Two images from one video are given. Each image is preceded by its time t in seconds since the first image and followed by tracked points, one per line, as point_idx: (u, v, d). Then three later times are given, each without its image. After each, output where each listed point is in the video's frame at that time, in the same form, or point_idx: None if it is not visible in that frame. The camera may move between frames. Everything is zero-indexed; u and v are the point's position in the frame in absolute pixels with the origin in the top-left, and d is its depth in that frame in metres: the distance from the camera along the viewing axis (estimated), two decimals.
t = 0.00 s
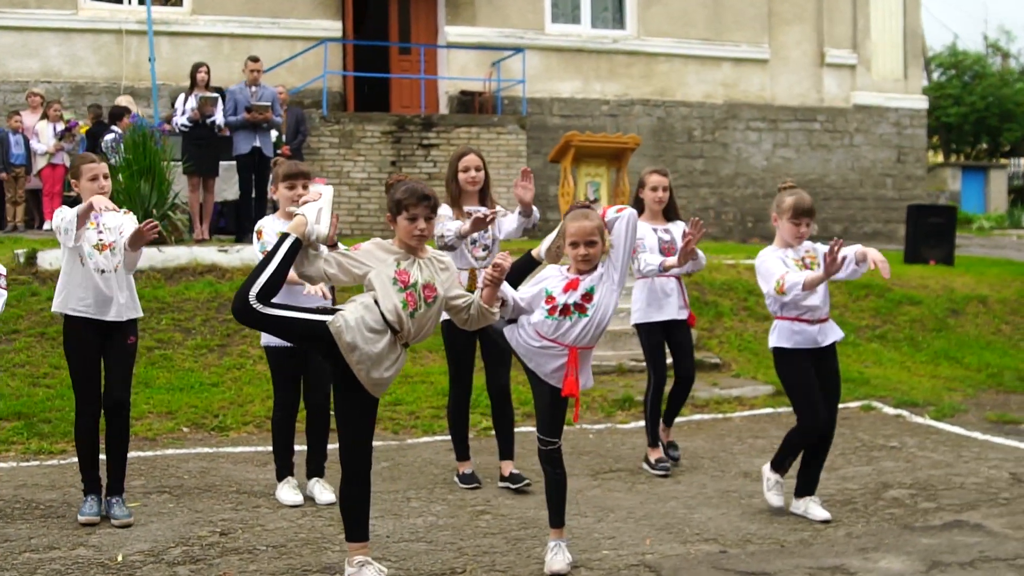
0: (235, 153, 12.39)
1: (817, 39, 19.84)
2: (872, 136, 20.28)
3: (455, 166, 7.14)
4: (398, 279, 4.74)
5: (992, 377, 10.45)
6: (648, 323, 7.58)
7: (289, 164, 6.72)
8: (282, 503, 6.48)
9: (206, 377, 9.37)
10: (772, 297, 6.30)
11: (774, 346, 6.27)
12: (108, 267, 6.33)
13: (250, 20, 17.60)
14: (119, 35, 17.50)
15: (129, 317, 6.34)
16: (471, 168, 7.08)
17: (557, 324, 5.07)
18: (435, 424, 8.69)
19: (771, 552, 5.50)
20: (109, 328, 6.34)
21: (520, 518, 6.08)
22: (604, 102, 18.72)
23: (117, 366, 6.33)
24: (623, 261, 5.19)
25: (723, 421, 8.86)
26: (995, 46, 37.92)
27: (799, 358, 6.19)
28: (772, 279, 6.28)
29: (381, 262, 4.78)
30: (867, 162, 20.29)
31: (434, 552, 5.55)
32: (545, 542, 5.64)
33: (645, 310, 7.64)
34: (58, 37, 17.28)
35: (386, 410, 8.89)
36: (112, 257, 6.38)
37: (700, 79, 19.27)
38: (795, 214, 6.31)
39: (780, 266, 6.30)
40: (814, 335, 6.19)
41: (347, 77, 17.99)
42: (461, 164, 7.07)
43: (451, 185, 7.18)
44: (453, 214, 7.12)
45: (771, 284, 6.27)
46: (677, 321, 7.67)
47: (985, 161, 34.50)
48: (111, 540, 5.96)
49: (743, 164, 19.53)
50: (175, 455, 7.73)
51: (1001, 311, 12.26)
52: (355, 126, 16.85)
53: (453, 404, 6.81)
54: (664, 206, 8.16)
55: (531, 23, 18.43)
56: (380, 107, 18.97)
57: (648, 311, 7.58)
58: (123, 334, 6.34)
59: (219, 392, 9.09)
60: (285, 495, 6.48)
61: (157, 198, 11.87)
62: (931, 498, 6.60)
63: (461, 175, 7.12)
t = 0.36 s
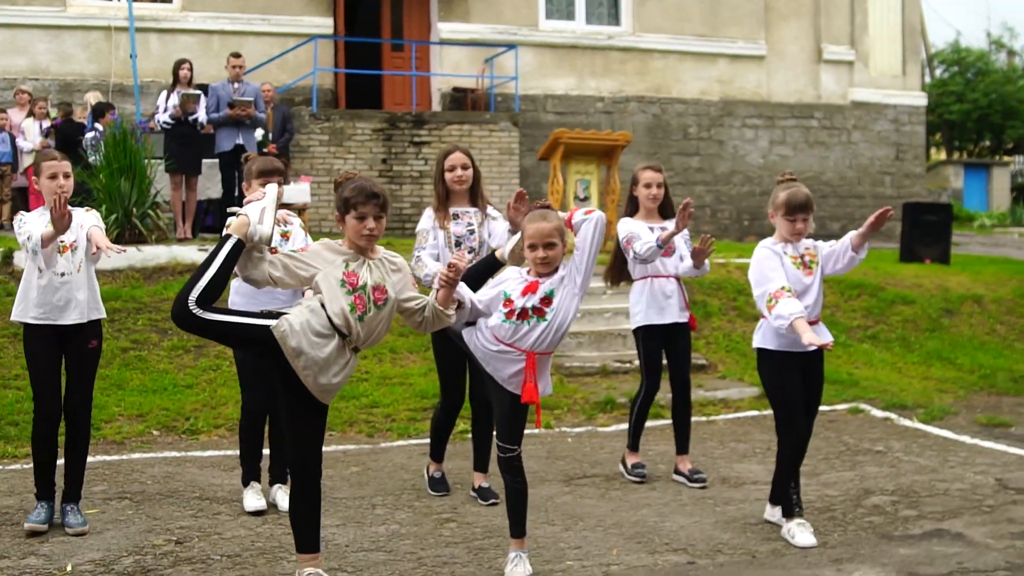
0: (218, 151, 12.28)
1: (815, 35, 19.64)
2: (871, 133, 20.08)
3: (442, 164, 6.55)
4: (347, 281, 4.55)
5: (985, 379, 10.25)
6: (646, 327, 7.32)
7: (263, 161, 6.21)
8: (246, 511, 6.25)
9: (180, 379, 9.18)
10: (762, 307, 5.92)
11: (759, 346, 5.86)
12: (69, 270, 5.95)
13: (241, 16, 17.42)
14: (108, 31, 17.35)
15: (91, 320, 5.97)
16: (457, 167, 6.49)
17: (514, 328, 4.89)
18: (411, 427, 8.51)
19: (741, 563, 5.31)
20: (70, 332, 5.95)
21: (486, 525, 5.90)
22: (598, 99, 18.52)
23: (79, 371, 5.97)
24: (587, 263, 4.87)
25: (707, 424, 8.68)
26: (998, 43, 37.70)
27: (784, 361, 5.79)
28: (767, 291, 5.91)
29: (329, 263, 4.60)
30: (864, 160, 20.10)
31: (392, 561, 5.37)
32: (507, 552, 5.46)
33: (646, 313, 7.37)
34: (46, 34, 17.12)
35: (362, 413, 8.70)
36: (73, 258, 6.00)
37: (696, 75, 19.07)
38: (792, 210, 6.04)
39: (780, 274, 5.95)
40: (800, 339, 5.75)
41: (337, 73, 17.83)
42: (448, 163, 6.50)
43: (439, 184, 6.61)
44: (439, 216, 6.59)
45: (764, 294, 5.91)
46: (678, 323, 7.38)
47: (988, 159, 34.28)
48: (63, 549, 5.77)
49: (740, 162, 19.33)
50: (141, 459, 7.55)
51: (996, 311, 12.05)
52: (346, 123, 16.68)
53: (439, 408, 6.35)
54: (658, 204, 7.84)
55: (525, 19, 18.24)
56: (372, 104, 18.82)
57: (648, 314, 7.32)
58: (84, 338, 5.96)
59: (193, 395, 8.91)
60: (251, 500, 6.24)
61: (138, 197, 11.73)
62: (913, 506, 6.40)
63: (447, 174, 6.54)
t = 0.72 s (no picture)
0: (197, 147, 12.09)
1: (811, 31, 19.40)
2: (867, 130, 19.84)
3: (409, 156, 6.25)
4: (279, 282, 4.36)
5: (975, 379, 10.01)
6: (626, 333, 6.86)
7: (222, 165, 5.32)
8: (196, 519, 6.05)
9: (148, 381, 8.95)
10: (737, 305, 5.60)
11: (733, 355, 5.49)
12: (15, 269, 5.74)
13: (229, 12, 17.23)
14: (93, 27, 17.15)
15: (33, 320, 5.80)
16: (426, 160, 6.19)
17: (462, 329, 4.66)
18: (381, 430, 8.29)
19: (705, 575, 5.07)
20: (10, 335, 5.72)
21: (444, 534, 5.67)
22: (591, 95, 18.27)
23: (20, 375, 5.76)
24: (536, 258, 4.69)
25: (686, 427, 8.45)
26: (1000, 39, 37.42)
27: (760, 368, 5.43)
28: (740, 287, 5.56)
29: (260, 263, 4.42)
30: (861, 157, 19.87)
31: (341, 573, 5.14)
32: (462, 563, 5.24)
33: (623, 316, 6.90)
34: (31, 30, 16.91)
35: (331, 417, 8.48)
36: (16, 255, 5.79)
37: (690, 71, 18.83)
38: (768, 202, 5.71)
39: (754, 270, 5.60)
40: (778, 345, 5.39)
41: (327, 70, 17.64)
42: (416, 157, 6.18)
43: (407, 177, 6.29)
44: (407, 211, 6.26)
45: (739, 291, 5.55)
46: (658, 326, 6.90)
47: (990, 156, 34.02)
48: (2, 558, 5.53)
49: (734, 159, 19.10)
50: (98, 463, 7.34)
51: (989, 310, 11.81)
52: (333, 120, 16.47)
53: (405, 419, 5.84)
54: (642, 199, 7.24)
55: (516, 15, 17.99)
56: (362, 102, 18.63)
57: (626, 318, 6.86)
58: (26, 342, 5.75)
59: (161, 397, 8.67)
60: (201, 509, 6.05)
61: (114, 195, 11.42)
62: (890, 514, 6.15)
63: (415, 167, 6.23)
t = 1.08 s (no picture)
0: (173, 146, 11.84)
1: (805, 27, 19.16)
2: (862, 128, 19.60)
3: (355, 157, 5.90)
4: (203, 285, 4.15)
5: (964, 383, 9.76)
6: (601, 334, 6.25)
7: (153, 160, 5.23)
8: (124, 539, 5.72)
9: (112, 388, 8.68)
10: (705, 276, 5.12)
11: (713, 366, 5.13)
12: None
13: (215, 8, 16.97)
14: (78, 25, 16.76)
15: None
16: (371, 161, 5.84)
17: (398, 339, 4.49)
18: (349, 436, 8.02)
19: None
20: None
21: (396, 549, 5.43)
22: (582, 92, 18.00)
23: None
24: (477, 263, 4.49)
25: (662, 433, 8.20)
26: (1001, 36, 37.15)
27: (739, 380, 5.05)
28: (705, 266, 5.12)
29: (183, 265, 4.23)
30: (856, 155, 19.62)
31: None
32: None
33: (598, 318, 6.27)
34: (14, 26, 16.55)
35: (297, 422, 8.22)
36: None
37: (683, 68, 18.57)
38: (745, 205, 5.17)
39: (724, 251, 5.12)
40: (759, 356, 5.04)
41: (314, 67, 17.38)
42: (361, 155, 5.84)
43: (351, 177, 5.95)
44: (352, 210, 5.92)
45: (708, 265, 5.09)
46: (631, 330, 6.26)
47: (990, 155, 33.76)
48: None
49: (728, 157, 18.84)
50: (50, 472, 7.09)
51: (981, 311, 11.54)
52: (319, 118, 16.22)
53: (351, 427, 5.63)
54: (614, 198, 6.52)
55: (506, 11, 17.73)
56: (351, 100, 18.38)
57: (603, 320, 6.23)
58: None
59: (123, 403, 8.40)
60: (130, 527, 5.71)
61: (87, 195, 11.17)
62: (865, 527, 5.90)
63: (360, 168, 5.88)
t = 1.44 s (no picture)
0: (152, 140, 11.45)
1: (806, 21, 18.82)
2: (864, 123, 19.24)
3: (306, 151, 5.81)
4: (113, 283, 3.91)
5: (964, 387, 9.42)
6: (581, 341, 5.91)
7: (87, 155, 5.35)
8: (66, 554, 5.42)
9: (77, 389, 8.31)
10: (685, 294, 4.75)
11: (689, 372, 4.78)
12: None
13: None
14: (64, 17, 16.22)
15: None
16: (322, 153, 5.76)
17: (350, 343, 4.28)
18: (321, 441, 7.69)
19: None
20: None
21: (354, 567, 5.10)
22: (579, 87, 17.66)
23: None
24: (428, 257, 4.31)
25: (648, 439, 7.87)
26: (1008, 32, 36.75)
27: (715, 389, 4.70)
28: (684, 278, 4.73)
29: (96, 254, 3.96)
30: (858, 151, 19.27)
31: None
32: None
33: (578, 322, 5.94)
34: None
35: (266, 426, 7.89)
36: None
37: (681, 62, 18.23)
38: (725, 199, 4.84)
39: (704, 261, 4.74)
40: (738, 363, 4.69)
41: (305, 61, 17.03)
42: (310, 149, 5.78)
43: (303, 173, 5.86)
44: (302, 209, 5.83)
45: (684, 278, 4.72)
46: (614, 336, 5.91)
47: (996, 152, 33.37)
48: None
49: (727, 153, 18.49)
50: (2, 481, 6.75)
51: (984, 312, 11.18)
52: (309, 113, 15.89)
53: (307, 436, 5.36)
54: (602, 195, 6.17)
55: (501, 4, 17.39)
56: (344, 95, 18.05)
57: (581, 325, 5.91)
58: None
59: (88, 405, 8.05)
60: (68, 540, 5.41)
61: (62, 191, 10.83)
62: (854, 544, 5.56)
63: (310, 162, 5.79)
